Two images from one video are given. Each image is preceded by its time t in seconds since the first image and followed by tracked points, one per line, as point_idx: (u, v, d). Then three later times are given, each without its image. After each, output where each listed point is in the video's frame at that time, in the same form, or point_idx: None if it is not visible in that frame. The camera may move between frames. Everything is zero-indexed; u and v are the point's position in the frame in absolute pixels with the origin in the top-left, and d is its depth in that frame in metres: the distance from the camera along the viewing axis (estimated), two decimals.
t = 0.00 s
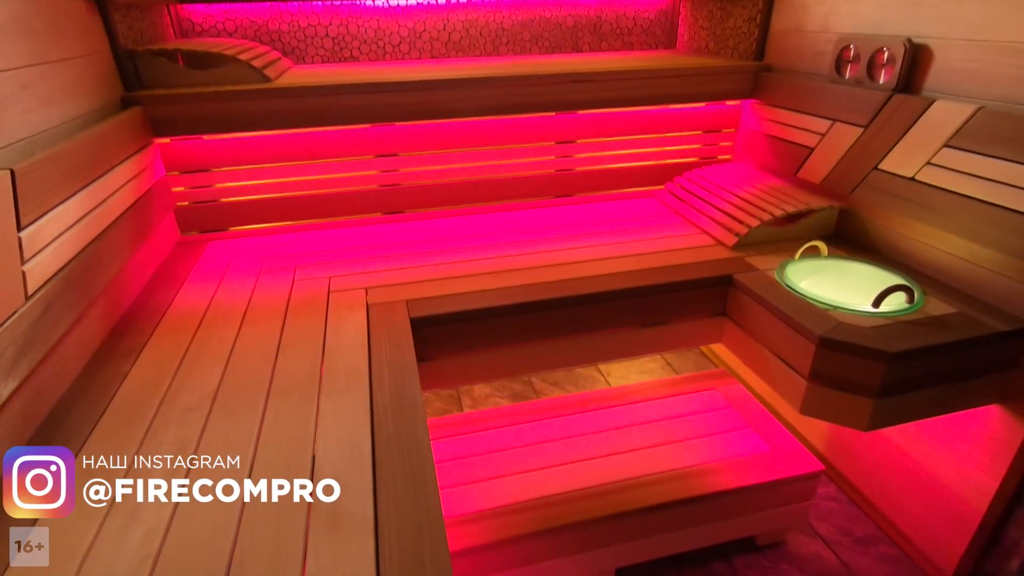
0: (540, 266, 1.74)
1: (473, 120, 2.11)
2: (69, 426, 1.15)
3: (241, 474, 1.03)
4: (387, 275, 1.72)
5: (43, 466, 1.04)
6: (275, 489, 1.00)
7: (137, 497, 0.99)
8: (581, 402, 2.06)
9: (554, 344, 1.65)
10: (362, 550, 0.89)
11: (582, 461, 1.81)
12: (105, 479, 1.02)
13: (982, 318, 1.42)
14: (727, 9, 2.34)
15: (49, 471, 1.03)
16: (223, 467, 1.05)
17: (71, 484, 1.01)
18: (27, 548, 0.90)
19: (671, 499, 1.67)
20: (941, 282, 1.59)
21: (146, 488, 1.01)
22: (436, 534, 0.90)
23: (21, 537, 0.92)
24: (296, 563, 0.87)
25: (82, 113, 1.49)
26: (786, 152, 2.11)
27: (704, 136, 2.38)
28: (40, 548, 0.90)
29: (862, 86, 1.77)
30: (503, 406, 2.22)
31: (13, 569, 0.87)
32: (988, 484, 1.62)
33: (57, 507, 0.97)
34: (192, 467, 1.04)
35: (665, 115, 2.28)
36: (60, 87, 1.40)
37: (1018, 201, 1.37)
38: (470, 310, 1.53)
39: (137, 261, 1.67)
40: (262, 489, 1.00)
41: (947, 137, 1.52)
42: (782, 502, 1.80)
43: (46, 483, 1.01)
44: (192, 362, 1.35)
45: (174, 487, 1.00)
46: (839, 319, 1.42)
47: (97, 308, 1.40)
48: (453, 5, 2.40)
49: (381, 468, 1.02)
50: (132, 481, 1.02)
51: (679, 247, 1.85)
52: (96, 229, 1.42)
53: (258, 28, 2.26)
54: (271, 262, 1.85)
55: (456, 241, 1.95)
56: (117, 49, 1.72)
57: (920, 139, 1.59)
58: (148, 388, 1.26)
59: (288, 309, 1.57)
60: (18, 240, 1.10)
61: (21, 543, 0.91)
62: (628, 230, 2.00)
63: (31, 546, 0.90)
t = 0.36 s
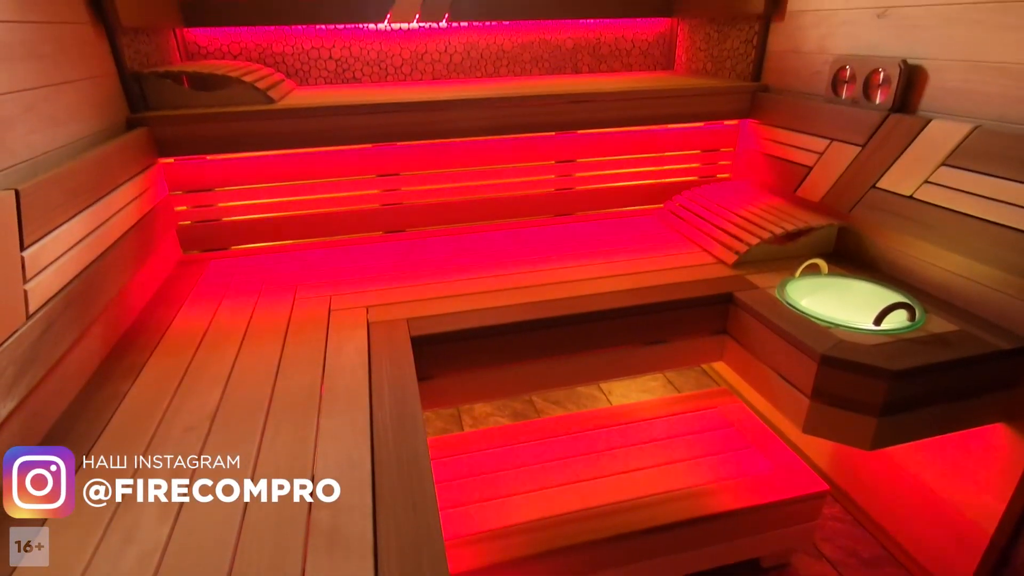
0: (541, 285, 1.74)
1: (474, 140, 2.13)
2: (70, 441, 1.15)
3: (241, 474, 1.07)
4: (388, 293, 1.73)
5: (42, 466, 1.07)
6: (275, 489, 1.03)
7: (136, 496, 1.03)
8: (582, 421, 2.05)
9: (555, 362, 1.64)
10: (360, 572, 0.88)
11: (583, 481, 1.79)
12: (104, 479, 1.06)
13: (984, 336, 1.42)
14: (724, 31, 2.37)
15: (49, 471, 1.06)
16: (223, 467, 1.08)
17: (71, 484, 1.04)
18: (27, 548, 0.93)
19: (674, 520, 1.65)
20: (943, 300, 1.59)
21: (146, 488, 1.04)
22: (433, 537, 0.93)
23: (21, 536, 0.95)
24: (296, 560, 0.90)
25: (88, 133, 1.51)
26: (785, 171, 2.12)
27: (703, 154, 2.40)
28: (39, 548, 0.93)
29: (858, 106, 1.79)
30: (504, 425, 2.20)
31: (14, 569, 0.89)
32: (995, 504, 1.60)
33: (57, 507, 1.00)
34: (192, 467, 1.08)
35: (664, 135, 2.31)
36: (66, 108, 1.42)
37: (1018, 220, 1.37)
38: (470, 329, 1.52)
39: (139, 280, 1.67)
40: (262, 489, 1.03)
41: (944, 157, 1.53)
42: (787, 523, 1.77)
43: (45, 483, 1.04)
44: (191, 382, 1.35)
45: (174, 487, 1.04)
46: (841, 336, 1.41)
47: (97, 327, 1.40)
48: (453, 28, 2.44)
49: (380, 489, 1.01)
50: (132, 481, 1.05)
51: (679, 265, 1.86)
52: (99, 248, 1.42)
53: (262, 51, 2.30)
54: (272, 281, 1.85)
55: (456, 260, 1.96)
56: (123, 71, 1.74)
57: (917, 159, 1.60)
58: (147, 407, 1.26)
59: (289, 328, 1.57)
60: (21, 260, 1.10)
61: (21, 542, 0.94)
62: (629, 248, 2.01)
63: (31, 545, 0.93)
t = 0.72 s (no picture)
0: (541, 303, 1.74)
1: (474, 160, 2.15)
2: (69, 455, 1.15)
3: (241, 474, 1.10)
4: (389, 312, 1.73)
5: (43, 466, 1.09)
6: (275, 489, 1.07)
7: (136, 496, 1.06)
8: (583, 441, 2.03)
9: (556, 381, 1.63)
10: None
11: (585, 502, 1.77)
12: (104, 480, 1.09)
13: (987, 354, 1.41)
14: (721, 53, 2.41)
15: (48, 472, 1.08)
16: (223, 467, 1.12)
17: (70, 486, 1.07)
18: (27, 548, 0.94)
19: (677, 542, 1.63)
20: (945, 319, 1.59)
21: (146, 488, 1.08)
22: (430, 539, 0.95)
23: (21, 537, 0.96)
24: (297, 556, 0.94)
25: (93, 154, 1.53)
26: (783, 190, 2.14)
27: (701, 174, 2.42)
28: (39, 549, 0.95)
29: (855, 126, 1.81)
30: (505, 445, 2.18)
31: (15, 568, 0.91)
32: (1003, 526, 1.57)
33: (57, 507, 1.03)
34: (192, 467, 1.12)
35: (662, 155, 2.33)
36: (72, 129, 1.44)
37: (1018, 238, 1.38)
38: (471, 348, 1.52)
39: (140, 299, 1.67)
40: (261, 489, 1.07)
41: (941, 176, 1.54)
42: (792, 546, 1.74)
43: (46, 484, 1.06)
44: (190, 402, 1.33)
45: (174, 487, 1.08)
46: (843, 355, 1.41)
47: (97, 346, 1.39)
48: (455, 50, 2.48)
49: (379, 509, 1.01)
50: (132, 481, 1.09)
51: (680, 284, 1.86)
52: (100, 267, 1.43)
53: (266, 73, 2.33)
54: (274, 299, 1.85)
55: (457, 278, 1.96)
56: (128, 93, 1.76)
57: (915, 178, 1.61)
58: (146, 427, 1.25)
59: (289, 347, 1.56)
60: (21, 279, 1.10)
61: (21, 543, 0.95)
62: (629, 267, 2.01)
63: (31, 546, 0.95)
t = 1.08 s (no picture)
0: (542, 322, 1.74)
1: (475, 179, 2.16)
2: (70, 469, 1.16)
3: (241, 475, 1.15)
4: (389, 330, 1.73)
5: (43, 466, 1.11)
6: (275, 489, 1.11)
7: (137, 496, 1.10)
8: (585, 461, 2.01)
9: (557, 401, 1.62)
10: None
11: (587, 523, 1.75)
12: (104, 480, 1.14)
13: (990, 373, 1.41)
14: (719, 74, 2.44)
15: (48, 471, 1.10)
16: (223, 467, 1.17)
17: (70, 487, 1.10)
18: (27, 548, 0.97)
19: (681, 564, 1.60)
20: (948, 337, 1.59)
21: (146, 487, 1.12)
22: (426, 539, 0.98)
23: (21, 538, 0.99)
24: (296, 560, 0.96)
25: (97, 174, 1.54)
26: (783, 208, 2.15)
27: (700, 193, 2.44)
28: (39, 549, 0.98)
29: (853, 145, 1.82)
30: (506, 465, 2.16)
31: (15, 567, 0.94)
32: (1012, 548, 1.55)
33: (56, 508, 1.06)
34: (192, 467, 1.17)
35: (661, 174, 2.35)
36: (77, 150, 1.45)
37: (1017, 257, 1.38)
38: (471, 367, 1.51)
39: (140, 318, 1.67)
40: (261, 489, 1.11)
41: (940, 195, 1.55)
42: (798, 568, 1.71)
43: (45, 484, 1.08)
44: (189, 422, 1.32)
45: (174, 487, 1.12)
46: (845, 373, 1.40)
47: (97, 366, 1.39)
48: (456, 72, 2.52)
49: (379, 531, 1.00)
50: (132, 481, 1.13)
51: (680, 302, 1.86)
52: (102, 286, 1.43)
53: (270, 94, 2.36)
54: (274, 317, 1.85)
55: (458, 296, 1.96)
56: (133, 115, 1.79)
57: (914, 196, 1.62)
58: (144, 448, 1.24)
59: (289, 366, 1.55)
60: (23, 299, 1.10)
61: (21, 543, 0.98)
62: (629, 285, 2.01)
63: (31, 546, 0.98)
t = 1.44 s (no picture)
0: (542, 340, 1.74)
1: (476, 198, 2.18)
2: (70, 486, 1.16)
3: (241, 476, 1.19)
4: (389, 348, 1.72)
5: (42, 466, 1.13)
6: (275, 489, 1.15)
7: (136, 496, 1.14)
8: (587, 482, 1.99)
9: (558, 420, 1.61)
10: None
11: (589, 545, 1.72)
12: (103, 481, 1.18)
13: (994, 391, 1.40)
14: (717, 94, 2.47)
15: (49, 472, 1.13)
16: (224, 467, 1.22)
17: (68, 487, 1.14)
18: (26, 548, 0.99)
19: None
20: (951, 355, 1.58)
21: (146, 488, 1.16)
22: (424, 539, 1.01)
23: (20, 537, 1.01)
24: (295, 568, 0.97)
25: (100, 194, 1.55)
26: (782, 226, 2.16)
27: (700, 211, 2.46)
28: (40, 549, 1.00)
29: (851, 164, 1.83)
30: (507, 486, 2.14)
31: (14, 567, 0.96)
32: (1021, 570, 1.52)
33: (56, 508, 1.09)
34: (192, 467, 1.22)
35: (660, 193, 2.37)
36: (82, 169, 1.47)
37: (1018, 274, 1.38)
38: (472, 385, 1.51)
39: (141, 336, 1.67)
40: (261, 489, 1.15)
41: (938, 213, 1.56)
42: None
43: (44, 484, 1.11)
44: (188, 441, 1.31)
45: (174, 488, 1.16)
46: (847, 392, 1.39)
47: (95, 386, 1.38)
48: (457, 93, 2.55)
49: (377, 553, 0.98)
50: (132, 481, 1.18)
51: (682, 320, 1.85)
52: (103, 305, 1.43)
53: (273, 115, 2.39)
54: (275, 336, 1.85)
55: (458, 315, 1.96)
56: (138, 135, 1.81)
57: (913, 214, 1.63)
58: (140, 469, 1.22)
59: (289, 385, 1.54)
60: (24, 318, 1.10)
61: (21, 543, 1.00)
62: (630, 303, 2.02)
63: (30, 546, 1.00)
